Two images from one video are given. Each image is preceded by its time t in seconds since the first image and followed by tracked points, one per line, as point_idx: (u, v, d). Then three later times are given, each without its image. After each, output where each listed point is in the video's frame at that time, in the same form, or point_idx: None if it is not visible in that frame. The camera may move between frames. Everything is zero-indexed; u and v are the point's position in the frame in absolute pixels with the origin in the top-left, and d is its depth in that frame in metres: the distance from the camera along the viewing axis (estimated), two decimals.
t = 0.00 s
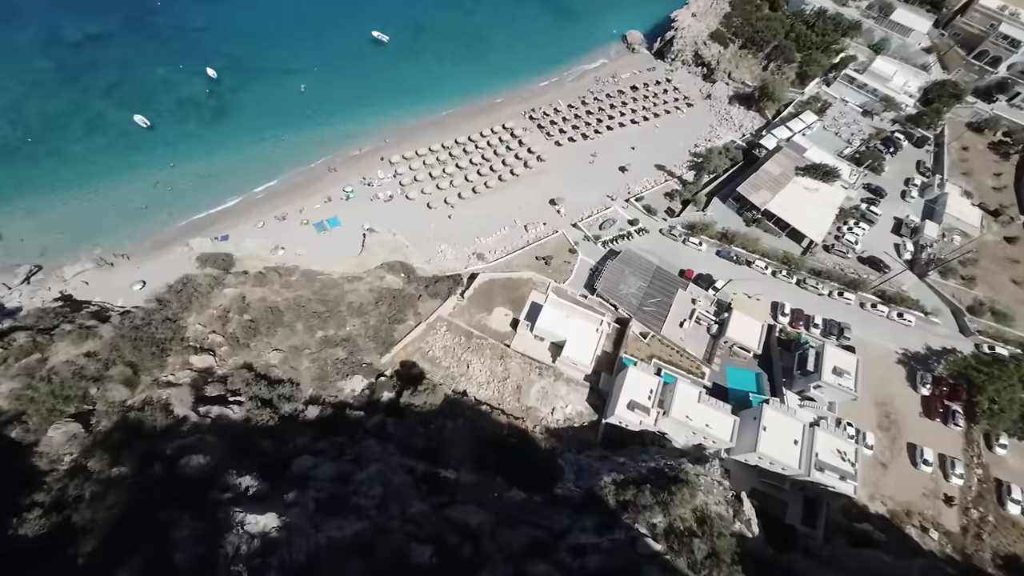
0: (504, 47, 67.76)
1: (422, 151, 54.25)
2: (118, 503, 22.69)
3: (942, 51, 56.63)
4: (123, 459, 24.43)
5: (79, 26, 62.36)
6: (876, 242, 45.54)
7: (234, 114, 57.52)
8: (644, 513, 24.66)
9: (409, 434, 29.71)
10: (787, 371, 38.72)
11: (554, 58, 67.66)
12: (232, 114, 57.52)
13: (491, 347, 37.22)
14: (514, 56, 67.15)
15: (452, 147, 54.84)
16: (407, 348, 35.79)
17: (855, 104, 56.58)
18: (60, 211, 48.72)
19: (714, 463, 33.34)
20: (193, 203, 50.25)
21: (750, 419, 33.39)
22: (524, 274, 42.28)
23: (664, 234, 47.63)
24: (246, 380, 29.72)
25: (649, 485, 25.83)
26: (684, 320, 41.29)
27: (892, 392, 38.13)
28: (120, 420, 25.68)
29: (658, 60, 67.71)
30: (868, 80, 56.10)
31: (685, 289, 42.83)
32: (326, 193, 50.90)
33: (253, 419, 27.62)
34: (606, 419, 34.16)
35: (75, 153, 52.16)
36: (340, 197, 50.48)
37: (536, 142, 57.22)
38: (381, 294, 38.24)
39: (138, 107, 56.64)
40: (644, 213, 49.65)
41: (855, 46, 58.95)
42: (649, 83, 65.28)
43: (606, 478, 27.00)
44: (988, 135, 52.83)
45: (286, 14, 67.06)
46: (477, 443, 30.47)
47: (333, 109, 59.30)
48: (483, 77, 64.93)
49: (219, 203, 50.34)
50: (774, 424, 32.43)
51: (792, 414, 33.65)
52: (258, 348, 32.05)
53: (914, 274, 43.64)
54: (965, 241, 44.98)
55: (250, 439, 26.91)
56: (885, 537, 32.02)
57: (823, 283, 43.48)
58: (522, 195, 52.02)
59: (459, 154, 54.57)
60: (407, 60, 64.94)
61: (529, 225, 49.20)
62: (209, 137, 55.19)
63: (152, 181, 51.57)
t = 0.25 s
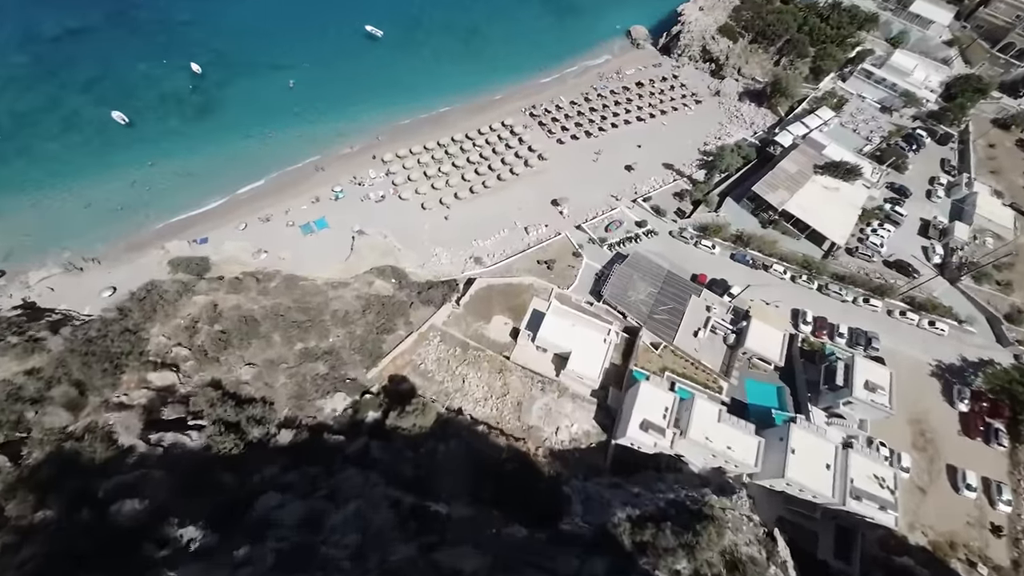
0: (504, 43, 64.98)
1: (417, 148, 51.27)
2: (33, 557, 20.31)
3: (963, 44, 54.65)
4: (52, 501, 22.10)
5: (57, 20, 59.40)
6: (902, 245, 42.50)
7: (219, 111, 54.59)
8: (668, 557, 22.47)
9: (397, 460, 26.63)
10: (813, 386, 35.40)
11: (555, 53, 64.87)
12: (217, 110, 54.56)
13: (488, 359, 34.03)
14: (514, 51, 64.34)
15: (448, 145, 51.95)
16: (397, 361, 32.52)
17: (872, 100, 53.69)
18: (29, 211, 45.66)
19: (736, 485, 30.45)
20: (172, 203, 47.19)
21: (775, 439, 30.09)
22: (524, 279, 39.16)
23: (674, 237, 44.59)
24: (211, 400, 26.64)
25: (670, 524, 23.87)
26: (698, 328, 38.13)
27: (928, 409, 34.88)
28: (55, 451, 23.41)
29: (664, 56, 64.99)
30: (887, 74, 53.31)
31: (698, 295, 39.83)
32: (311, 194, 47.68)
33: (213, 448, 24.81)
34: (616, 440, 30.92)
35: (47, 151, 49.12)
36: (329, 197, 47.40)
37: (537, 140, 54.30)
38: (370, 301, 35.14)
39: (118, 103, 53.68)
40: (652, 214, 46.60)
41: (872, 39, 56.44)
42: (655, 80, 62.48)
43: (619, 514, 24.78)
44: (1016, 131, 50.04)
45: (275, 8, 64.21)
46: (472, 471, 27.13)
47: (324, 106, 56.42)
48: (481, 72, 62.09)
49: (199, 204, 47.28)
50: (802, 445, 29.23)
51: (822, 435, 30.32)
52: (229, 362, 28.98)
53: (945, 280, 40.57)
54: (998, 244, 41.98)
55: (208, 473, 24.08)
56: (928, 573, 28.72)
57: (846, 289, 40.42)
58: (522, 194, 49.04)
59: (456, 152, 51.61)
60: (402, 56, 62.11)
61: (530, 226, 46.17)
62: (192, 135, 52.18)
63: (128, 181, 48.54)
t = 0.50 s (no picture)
0: (503, 40, 62.41)
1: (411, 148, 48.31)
2: None
3: (986, 40, 52.31)
4: None
5: (35, 15, 56.64)
6: (933, 250, 39.55)
7: (202, 109, 51.77)
8: None
9: (380, 497, 23.49)
10: (844, 405, 32.09)
11: (557, 51, 62.28)
12: (200, 109, 51.70)
13: (485, 376, 30.97)
14: (513, 49, 61.73)
15: (444, 144, 49.04)
16: (383, 380, 29.46)
17: (891, 98, 50.95)
18: None
19: (763, 518, 27.24)
20: (148, 206, 44.13)
21: (807, 468, 26.91)
22: (525, 287, 36.02)
23: (685, 241, 41.67)
24: (164, 430, 23.39)
25: None
26: (714, 342, 35.00)
27: (972, 432, 31.65)
28: None
29: (670, 53, 62.40)
30: (906, 70, 50.53)
31: (713, 305, 36.86)
32: (295, 197, 44.63)
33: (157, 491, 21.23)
34: (629, 467, 27.82)
35: (16, 151, 46.05)
36: (315, 200, 44.30)
37: (537, 140, 51.44)
38: (357, 312, 32.09)
39: (95, 101, 50.77)
40: (661, 218, 43.58)
41: (890, 34, 54.06)
42: (661, 78, 59.83)
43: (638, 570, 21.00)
44: None
45: (264, 4, 61.53)
46: (464, 508, 24.22)
47: (313, 104, 53.62)
48: (479, 70, 59.37)
49: (177, 207, 44.25)
50: (841, 476, 26.03)
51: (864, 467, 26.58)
52: (193, 382, 26.45)
53: (981, 288, 37.68)
54: None
55: (150, 525, 20.17)
56: None
57: (873, 298, 37.34)
58: (522, 196, 46.10)
59: (452, 152, 48.69)
60: (397, 53, 59.44)
61: (530, 230, 43.22)
62: (172, 134, 49.25)
63: (102, 182, 45.48)
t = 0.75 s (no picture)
0: (502, 40, 59.92)
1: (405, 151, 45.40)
2: None
3: (1010, 37, 49.98)
4: None
5: (12, 13, 53.95)
6: (969, 259, 36.67)
7: (184, 111, 49.05)
8: None
9: (357, 549, 21.31)
10: (882, 431, 28.81)
11: (559, 52, 59.79)
12: (182, 110, 48.89)
13: (482, 401, 27.64)
14: (513, 49, 59.19)
15: (439, 146, 46.05)
16: (366, 406, 26.36)
17: (911, 98, 48.38)
18: None
19: (801, 566, 23.71)
20: (120, 212, 41.09)
21: (849, 508, 23.53)
22: (526, 299, 32.89)
23: (697, 249, 38.78)
24: (102, 474, 21.76)
25: None
26: (735, 358, 31.80)
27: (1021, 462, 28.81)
28: None
29: (677, 54, 59.89)
30: (927, 69, 47.87)
31: (732, 319, 33.69)
32: (277, 203, 41.54)
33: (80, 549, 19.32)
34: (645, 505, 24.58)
35: None
36: (300, 206, 41.30)
37: (538, 142, 48.63)
38: (341, 328, 28.97)
39: (70, 102, 47.93)
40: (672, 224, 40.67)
41: (909, 32, 51.75)
42: (667, 79, 57.26)
43: None
44: None
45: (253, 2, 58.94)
46: (454, 557, 21.84)
47: (301, 105, 50.92)
48: (477, 71, 56.87)
49: (152, 213, 41.23)
50: (889, 517, 22.81)
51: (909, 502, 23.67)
52: (145, 412, 24.22)
53: None
54: None
55: None
56: None
57: (906, 311, 34.31)
58: (523, 201, 43.18)
59: (449, 155, 45.84)
60: (391, 53, 56.85)
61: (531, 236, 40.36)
62: (150, 136, 46.33)
63: (72, 187, 42.44)
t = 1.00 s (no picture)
0: (500, 42, 57.54)
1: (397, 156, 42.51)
2: None
3: None
4: None
5: None
6: (1008, 269, 34.26)
7: (164, 114, 46.34)
8: None
9: None
10: (931, 465, 25.64)
11: (559, 55, 57.41)
12: (161, 114, 46.14)
13: (478, 434, 24.58)
14: (513, 52, 56.81)
15: (433, 151, 43.16)
16: (346, 440, 23.34)
17: (931, 99, 45.73)
18: None
19: None
20: (88, 222, 38.13)
21: (905, 561, 20.63)
22: (527, 316, 29.78)
23: (712, 260, 35.89)
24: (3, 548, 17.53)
25: None
26: (761, 382, 28.55)
27: None
28: None
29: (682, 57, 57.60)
30: (949, 69, 45.53)
31: (755, 337, 30.51)
32: (258, 211, 38.59)
33: None
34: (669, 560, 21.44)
35: None
36: (283, 214, 38.33)
37: (540, 147, 45.91)
38: (321, 350, 26.04)
39: (42, 105, 45.15)
40: (684, 232, 37.72)
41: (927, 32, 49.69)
42: (673, 82, 54.81)
43: None
44: None
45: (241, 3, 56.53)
46: None
47: (288, 108, 48.23)
48: (474, 73, 54.42)
49: (122, 223, 38.24)
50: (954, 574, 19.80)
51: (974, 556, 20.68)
52: (81, 454, 21.27)
53: None
54: None
55: None
56: None
57: (945, 328, 31.29)
58: (523, 209, 40.25)
59: (444, 160, 43.02)
60: (385, 56, 54.36)
61: (533, 246, 37.36)
62: (125, 141, 43.49)
63: (38, 194, 39.51)
